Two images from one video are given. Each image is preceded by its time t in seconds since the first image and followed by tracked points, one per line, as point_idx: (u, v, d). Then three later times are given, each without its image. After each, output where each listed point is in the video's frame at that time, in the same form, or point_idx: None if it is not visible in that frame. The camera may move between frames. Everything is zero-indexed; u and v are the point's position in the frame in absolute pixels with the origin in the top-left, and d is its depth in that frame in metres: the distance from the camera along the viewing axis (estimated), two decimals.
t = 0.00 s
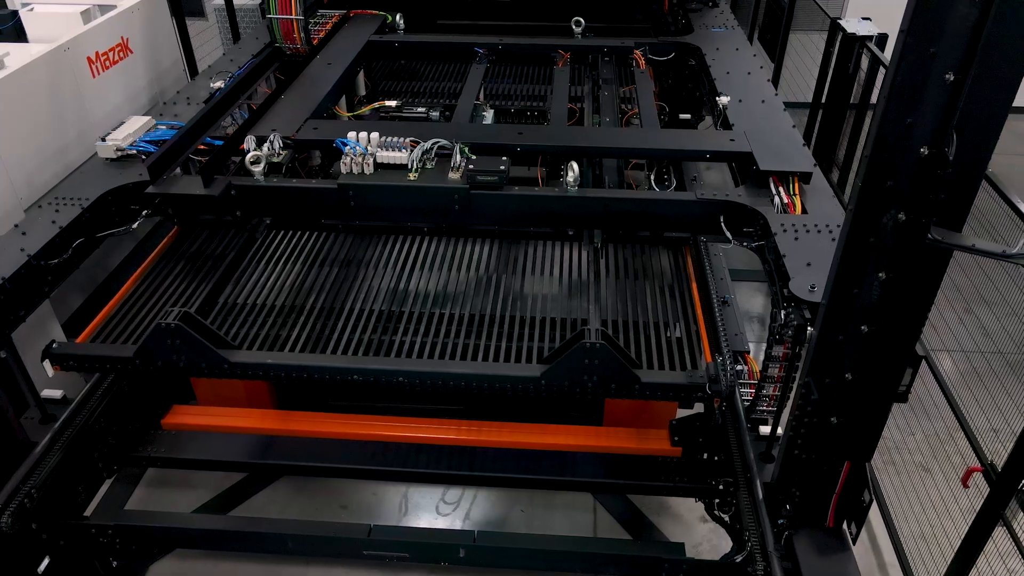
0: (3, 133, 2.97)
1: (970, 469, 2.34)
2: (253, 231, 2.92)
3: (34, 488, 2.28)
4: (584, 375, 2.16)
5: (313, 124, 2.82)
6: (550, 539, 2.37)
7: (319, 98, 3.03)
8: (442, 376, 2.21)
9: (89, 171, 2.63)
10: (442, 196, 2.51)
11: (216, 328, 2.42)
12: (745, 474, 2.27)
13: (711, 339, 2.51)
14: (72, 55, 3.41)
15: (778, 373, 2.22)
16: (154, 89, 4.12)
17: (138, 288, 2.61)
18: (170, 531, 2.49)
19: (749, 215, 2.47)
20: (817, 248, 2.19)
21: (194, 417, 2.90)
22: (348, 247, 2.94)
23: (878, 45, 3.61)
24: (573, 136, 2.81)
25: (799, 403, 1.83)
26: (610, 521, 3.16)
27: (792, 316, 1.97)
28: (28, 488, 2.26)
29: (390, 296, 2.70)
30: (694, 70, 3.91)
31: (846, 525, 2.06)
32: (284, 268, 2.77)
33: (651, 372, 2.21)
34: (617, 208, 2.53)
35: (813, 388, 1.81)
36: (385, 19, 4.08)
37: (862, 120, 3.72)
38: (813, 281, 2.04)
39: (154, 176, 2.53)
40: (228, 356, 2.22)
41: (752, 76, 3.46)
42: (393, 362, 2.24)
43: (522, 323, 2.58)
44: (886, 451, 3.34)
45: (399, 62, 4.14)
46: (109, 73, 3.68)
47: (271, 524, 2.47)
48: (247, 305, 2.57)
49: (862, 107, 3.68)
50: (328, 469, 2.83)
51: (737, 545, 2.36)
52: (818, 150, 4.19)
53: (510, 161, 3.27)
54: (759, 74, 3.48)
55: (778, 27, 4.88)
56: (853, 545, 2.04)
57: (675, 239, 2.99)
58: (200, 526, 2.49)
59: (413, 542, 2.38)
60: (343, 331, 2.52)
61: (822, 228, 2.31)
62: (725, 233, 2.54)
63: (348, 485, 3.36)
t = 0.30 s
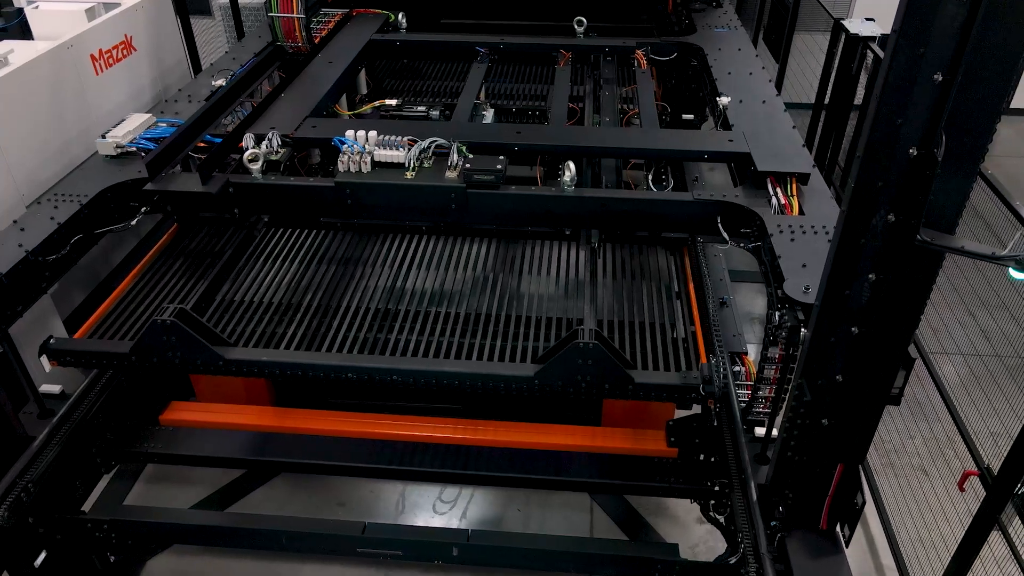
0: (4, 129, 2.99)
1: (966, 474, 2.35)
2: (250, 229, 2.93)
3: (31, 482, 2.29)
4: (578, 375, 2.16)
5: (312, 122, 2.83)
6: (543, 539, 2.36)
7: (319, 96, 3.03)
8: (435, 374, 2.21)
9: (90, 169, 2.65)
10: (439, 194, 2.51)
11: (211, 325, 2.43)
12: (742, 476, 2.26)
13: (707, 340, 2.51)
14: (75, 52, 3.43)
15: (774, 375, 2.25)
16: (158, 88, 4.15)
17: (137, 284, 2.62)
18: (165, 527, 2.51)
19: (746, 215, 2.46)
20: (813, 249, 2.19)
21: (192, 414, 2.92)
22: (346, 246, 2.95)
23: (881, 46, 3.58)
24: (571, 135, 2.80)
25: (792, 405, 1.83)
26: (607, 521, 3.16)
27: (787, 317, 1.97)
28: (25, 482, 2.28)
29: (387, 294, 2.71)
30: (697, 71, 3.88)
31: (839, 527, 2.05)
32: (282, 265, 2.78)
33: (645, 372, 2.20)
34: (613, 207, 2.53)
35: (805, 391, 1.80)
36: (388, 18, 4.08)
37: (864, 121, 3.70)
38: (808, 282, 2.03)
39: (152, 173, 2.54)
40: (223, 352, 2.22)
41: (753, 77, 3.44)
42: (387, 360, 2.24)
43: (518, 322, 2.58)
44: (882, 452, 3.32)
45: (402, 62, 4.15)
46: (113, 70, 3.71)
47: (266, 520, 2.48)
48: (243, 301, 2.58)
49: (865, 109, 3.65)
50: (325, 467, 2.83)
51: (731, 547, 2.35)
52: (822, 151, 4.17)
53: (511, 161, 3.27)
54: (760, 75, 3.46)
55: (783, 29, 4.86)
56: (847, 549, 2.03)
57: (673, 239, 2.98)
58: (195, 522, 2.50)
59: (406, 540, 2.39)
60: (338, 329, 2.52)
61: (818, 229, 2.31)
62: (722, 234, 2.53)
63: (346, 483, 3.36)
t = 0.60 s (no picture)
0: (6, 126, 3.01)
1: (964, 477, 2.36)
2: (248, 225, 2.94)
3: (28, 476, 2.31)
4: (571, 373, 2.15)
5: (311, 119, 2.83)
6: (537, 537, 2.36)
7: (318, 93, 3.04)
8: (429, 372, 2.21)
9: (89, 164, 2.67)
10: (436, 192, 2.51)
11: (208, 320, 2.44)
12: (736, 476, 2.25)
13: (703, 339, 2.50)
14: (79, 49, 3.45)
15: (770, 376, 2.24)
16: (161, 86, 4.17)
17: (135, 280, 2.64)
18: (161, 523, 2.52)
19: (743, 215, 2.45)
20: (809, 249, 2.18)
21: (191, 410, 2.93)
22: (344, 243, 2.96)
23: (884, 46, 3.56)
24: (569, 134, 2.80)
25: (785, 406, 1.82)
26: (603, 521, 3.15)
27: (780, 317, 1.96)
28: (22, 475, 2.30)
29: (384, 291, 2.71)
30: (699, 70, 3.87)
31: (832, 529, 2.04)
32: (280, 262, 2.79)
33: (639, 371, 2.20)
34: (610, 206, 2.52)
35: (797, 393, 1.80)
36: (390, 16, 4.08)
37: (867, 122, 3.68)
38: (802, 282, 2.02)
39: (151, 169, 2.55)
40: (218, 348, 2.23)
41: (755, 76, 3.43)
42: (382, 357, 2.24)
43: (514, 321, 2.58)
44: (880, 453, 3.32)
45: (405, 60, 4.15)
46: (117, 67, 3.73)
47: (260, 516, 2.49)
48: (240, 297, 2.59)
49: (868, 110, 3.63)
50: (321, 464, 2.83)
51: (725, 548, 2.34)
52: (824, 152, 4.15)
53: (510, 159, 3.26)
54: (762, 74, 3.44)
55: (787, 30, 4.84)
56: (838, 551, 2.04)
57: (671, 239, 2.98)
58: (191, 517, 2.51)
59: (399, 538, 2.39)
60: (334, 326, 2.53)
61: (815, 229, 2.29)
62: (719, 233, 2.52)
63: (344, 480, 3.37)
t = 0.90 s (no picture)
0: (9, 121, 3.03)
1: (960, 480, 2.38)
2: (247, 221, 2.94)
3: (24, 468, 2.32)
4: (565, 370, 2.15)
5: (309, 115, 2.84)
6: (530, 534, 2.36)
7: (318, 90, 3.04)
8: (423, 368, 2.20)
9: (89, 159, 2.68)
10: (433, 188, 2.51)
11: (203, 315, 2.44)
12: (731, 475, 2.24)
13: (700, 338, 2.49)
14: (83, 47, 3.48)
15: (767, 375, 2.22)
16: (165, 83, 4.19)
17: (133, 274, 2.64)
18: (156, 516, 2.53)
19: (741, 213, 2.44)
20: (805, 247, 2.16)
21: (188, 405, 2.94)
22: (343, 239, 2.96)
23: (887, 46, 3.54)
24: (568, 130, 2.79)
25: (778, 406, 1.80)
26: (601, 520, 3.14)
27: (775, 315, 1.94)
28: (18, 467, 2.31)
29: (381, 288, 2.71)
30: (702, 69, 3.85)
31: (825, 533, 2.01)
32: (278, 257, 2.80)
33: (634, 369, 2.19)
34: (607, 203, 2.51)
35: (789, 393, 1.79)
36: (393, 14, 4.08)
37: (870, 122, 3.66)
38: (797, 280, 2.00)
39: (149, 164, 2.56)
40: (212, 342, 2.24)
41: (757, 74, 3.41)
42: (376, 353, 2.24)
43: (510, 318, 2.58)
44: (880, 456, 3.31)
45: (407, 57, 4.16)
46: (120, 65, 3.75)
47: (254, 511, 2.49)
48: (237, 292, 2.59)
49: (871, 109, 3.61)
50: (317, 460, 2.83)
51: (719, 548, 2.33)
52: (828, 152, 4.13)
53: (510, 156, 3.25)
54: (764, 73, 3.42)
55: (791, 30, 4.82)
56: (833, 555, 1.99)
57: (670, 236, 2.97)
58: (186, 511, 2.52)
59: (392, 534, 2.39)
60: (330, 322, 2.53)
61: (813, 227, 2.28)
62: (716, 231, 2.51)
63: (342, 478, 3.38)
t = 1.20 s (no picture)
0: (11, 117, 3.04)
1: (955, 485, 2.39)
2: (245, 214, 2.94)
3: (20, 459, 2.32)
4: (559, 365, 2.13)
5: (308, 108, 2.84)
6: (524, 530, 2.34)
7: (318, 84, 3.05)
8: (417, 362, 2.19)
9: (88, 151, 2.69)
10: (430, 182, 2.50)
11: (198, 307, 2.44)
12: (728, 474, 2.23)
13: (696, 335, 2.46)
14: (87, 45, 3.49)
15: (764, 373, 2.21)
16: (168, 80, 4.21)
17: (132, 266, 2.65)
18: (151, 508, 2.53)
19: (740, 209, 2.42)
20: (803, 243, 2.14)
21: (186, 398, 2.94)
22: (341, 234, 2.96)
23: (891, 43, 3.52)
24: (568, 126, 2.77)
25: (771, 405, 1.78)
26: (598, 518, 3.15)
27: (771, 311, 1.91)
28: (14, 458, 2.31)
29: (379, 282, 2.71)
30: (705, 66, 3.83)
31: (820, 534, 1.99)
32: (276, 251, 2.80)
33: (629, 365, 2.17)
34: (604, 198, 2.49)
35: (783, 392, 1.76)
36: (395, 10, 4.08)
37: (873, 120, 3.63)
38: (794, 276, 1.99)
39: (147, 156, 2.57)
40: (207, 335, 2.24)
41: (760, 71, 3.38)
42: (370, 346, 2.23)
43: (507, 313, 2.57)
44: (880, 460, 3.29)
45: (410, 54, 4.15)
46: (125, 63, 3.77)
47: (248, 504, 2.48)
48: (234, 285, 2.60)
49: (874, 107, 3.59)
50: (314, 454, 2.83)
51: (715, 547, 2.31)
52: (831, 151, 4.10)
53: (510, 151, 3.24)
54: (767, 69, 3.40)
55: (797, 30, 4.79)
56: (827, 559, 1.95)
57: (669, 233, 2.95)
58: (180, 504, 2.52)
59: (387, 529, 2.38)
60: (326, 315, 2.52)
61: (812, 223, 2.26)
62: (715, 227, 2.49)
63: (340, 476, 3.38)
